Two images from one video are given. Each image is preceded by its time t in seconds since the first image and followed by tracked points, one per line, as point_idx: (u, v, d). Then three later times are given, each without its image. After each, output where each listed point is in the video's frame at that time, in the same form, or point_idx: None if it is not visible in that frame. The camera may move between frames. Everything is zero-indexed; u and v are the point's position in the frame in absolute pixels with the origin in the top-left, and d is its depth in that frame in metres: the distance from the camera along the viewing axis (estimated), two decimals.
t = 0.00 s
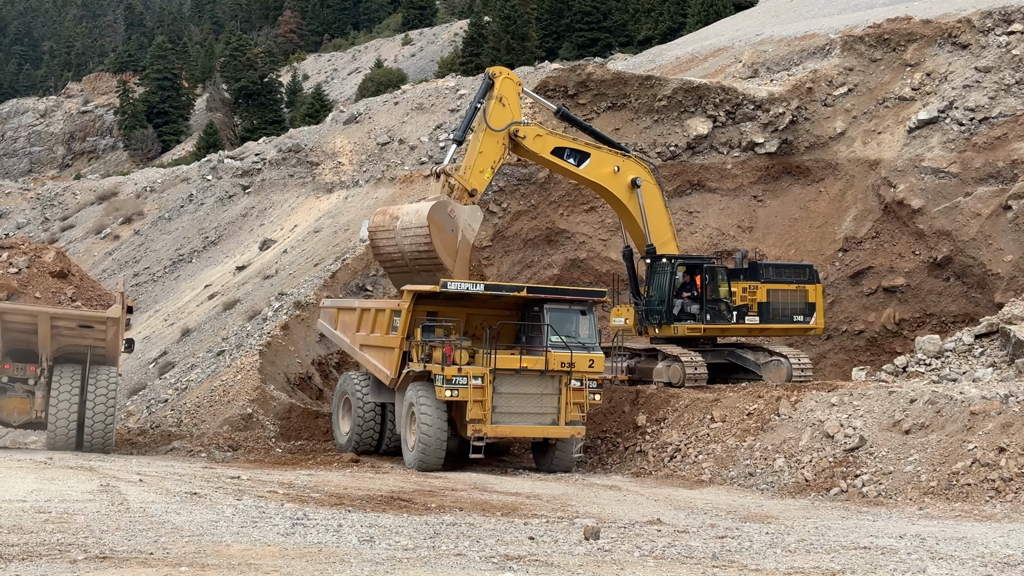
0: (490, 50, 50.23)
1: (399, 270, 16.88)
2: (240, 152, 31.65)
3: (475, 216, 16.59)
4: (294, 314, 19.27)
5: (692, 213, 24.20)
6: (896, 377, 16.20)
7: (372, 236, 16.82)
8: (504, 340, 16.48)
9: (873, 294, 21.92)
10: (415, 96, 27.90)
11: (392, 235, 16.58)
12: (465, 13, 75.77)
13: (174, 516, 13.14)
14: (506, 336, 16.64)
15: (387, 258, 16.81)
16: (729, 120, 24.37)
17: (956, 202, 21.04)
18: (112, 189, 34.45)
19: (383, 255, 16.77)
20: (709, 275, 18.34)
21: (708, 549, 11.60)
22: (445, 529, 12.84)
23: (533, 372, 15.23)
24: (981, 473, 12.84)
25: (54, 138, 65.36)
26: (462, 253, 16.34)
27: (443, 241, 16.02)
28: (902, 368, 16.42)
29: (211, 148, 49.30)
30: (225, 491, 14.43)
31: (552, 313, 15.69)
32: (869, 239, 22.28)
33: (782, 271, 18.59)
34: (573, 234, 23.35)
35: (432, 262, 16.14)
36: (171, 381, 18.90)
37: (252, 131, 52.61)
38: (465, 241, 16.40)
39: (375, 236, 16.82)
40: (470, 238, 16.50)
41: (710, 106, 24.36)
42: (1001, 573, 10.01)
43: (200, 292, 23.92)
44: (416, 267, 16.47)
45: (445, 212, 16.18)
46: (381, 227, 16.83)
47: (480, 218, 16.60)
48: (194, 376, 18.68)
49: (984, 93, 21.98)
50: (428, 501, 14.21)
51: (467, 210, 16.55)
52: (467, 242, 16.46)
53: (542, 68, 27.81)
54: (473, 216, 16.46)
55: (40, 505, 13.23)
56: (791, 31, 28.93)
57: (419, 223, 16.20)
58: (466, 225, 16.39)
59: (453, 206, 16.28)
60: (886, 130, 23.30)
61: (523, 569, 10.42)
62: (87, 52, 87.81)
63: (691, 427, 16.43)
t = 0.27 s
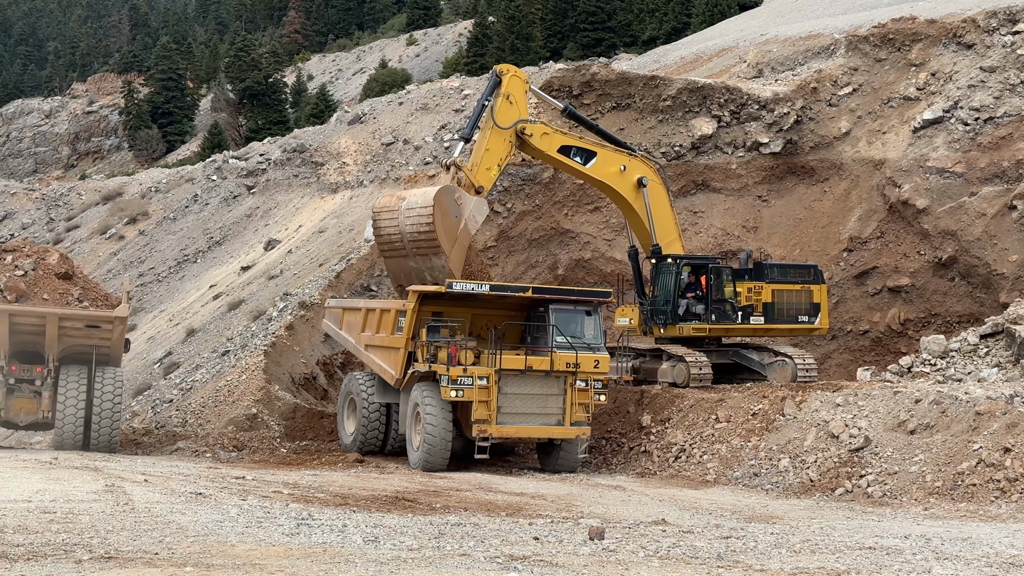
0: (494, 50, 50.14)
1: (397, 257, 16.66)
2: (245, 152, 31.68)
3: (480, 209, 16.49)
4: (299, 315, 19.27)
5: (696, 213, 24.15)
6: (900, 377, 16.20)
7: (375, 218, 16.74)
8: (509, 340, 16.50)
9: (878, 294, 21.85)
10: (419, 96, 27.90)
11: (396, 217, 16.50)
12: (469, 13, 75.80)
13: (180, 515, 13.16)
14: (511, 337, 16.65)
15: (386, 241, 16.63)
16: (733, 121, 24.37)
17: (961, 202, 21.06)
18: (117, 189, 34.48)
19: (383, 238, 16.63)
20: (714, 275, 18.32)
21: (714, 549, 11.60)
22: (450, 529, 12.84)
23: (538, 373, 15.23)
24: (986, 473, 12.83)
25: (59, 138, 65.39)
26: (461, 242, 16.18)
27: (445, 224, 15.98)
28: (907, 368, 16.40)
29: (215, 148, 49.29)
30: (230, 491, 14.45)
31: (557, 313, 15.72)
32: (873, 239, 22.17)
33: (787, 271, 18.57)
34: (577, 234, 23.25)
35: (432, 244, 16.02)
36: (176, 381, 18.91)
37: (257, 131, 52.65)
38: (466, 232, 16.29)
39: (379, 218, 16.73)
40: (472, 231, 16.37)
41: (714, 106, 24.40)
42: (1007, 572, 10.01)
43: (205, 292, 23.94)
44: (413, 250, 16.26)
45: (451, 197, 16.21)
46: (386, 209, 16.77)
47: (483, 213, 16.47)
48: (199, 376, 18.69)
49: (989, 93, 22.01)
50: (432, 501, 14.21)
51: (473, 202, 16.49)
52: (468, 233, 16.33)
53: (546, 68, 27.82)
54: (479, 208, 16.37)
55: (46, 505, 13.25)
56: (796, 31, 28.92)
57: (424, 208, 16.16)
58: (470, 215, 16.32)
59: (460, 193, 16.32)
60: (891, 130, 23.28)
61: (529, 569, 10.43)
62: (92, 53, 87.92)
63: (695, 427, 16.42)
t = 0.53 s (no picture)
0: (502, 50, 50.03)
1: (399, 241, 16.85)
2: (253, 152, 31.72)
3: (487, 201, 16.56)
4: (307, 315, 19.29)
5: (704, 213, 24.09)
6: (909, 377, 16.17)
7: (384, 200, 17.01)
8: (518, 340, 16.50)
9: (886, 294, 21.89)
10: (427, 97, 27.89)
11: (402, 200, 16.75)
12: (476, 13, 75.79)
13: (188, 515, 13.18)
14: (519, 337, 16.66)
15: (390, 224, 16.83)
16: (742, 121, 24.25)
17: (969, 202, 21.11)
18: (125, 189, 34.55)
19: (387, 220, 16.85)
20: (722, 275, 18.35)
21: (722, 549, 11.60)
22: (458, 530, 12.84)
23: (546, 373, 15.23)
24: (995, 473, 12.79)
25: (67, 139, 65.41)
26: (462, 230, 16.30)
27: (449, 209, 16.13)
28: (915, 368, 16.36)
29: (223, 148, 49.28)
30: (238, 491, 14.47)
31: (565, 314, 15.73)
32: (882, 239, 22.19)
33: (796, 271, 18.56)
34: (585, 234, 23.39)
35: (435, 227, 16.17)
36: (184, 381, 18.94)
37: (265, 132, 52.72)
38: (469, 221, 16.40)
39: (387, 201, 17.00)
40: (476, 222, 16.47)
41: (722, 106, 24.25)
42: (1016, 573, 10.00)
43: (213, 292, 23.97)
44: (415, 233, 16.44)
45: (458, 183, 16.36)
46: (395, 193, 17.04)
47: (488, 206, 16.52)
48: (207, 376, 18.72)
49: (998, 93, 21.97)
50: (440, 501, 14.21)
51: (481, 194, 16.58)
52: (471, 223, 16.45)
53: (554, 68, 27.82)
54: (485, 200, 16.45)
55: (54, 505, 13.28)
56: (804, 31, 28.88)
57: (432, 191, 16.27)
58: (475, 205, 16.41)
59: (469, 182, 16.46)
60: (899, 130, 23.24)
61: (536, 569, 10.42)
62: (101, 54, 88.10)
63: (703, 427, 16.41)
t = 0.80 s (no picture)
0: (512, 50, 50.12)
1: (407, 237, 16.97)
2: (263, 153, 31.78)
3: (492, 199, 16.44)
4: (317, 315, 19.34)
5: (715, 213, 23.98)
6: (919, 377, 16.19)
7: (393, 196, 17.14)
8: (528, 341, 16.51)
9: (898, 294, 21.74)
10: (437, 97, 27.92)
11: (409, 196, 16.89)
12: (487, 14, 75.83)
13: (199, 516, 13.21)
14: (529, 337, 16.65)
15: (398, 219, 16.93)
16: (753, 121, 24.21)
17: (981, 202, 21.13)
18: (136, 191, 34.62)
19: (394, 215, 16.93)
20: (731, 276, 18.36)
21: (732, 551, 11.59)
22: (469, 530, 12.85)
23: (556, 374, 15.22)
24: (1007, 474, 12.74)
25: (78, 139, 65.51)
26: (466, 226, 16.33)
27: (452, 203, 16.21)
28: (927, 368, 16.33)
29: (234, 149, 49.30)
30: (249, 492, 14.49)
31: (575, 314, 15.72)
32: (893, 240, 22.11)
33: (807, 271, 18.52)
34: (596, 234, 23.38)
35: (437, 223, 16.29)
36: (195, 382, 18.98)
37: (276, 133, 52.84)
38: (473, 217, 16.37)
39: (395, 196, 17.13)
40: (481, 218, 16.41)
41: (733, 106, 24.23)
42: None
43: (224, 293, 24.01)
44: (421, 229, 16.58)
45: (464, 179, 16.37)
46: (403, 189, 17.16)
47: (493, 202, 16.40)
48: (218, 376, 18.76)
49: (1010, 93, 21.94)
50: (451, 502, 14.22)
51: (486, 191, 16.49)
52: (475, 219, 16.41)
53: (564, 69, 27.84)
54: (490, 197, 16.36)
55: (66, 505, 13.32)
56: (816, 31, 28.85)
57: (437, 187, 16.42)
58: (479, 202, 16.35)
59: (474, 178, 16.43)
60: (910, 130, 23.20)
61: (545, 570, 10.41)
62: (113, 55, 88.29)
63: (714, 428, 16.40)
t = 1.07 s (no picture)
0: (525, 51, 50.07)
1: (415, 238, 18.07)
2: (275, 154, 31.82)
3: (494, 201, 16.70)
4: (331, 316, 19.38)
5: (728, 213, 23.94)
6: (933, 378, 16.11)
7: (401, 199, 18.30)
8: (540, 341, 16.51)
9: (911, 294, 21.71)
10: (450, 98, 27.95)
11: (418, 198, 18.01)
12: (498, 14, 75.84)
13: (213, 516, 13.24)
14: (541, 338, 16.64)
15: (407, 221, 18.06)
16: (765, 121, 24.17)
17: (995, 202, 21.03)
18: (150, 192, 34.70)
19: (404, 217, 18.07)
20: (742, 276, 18.24)
21: (746, 551, 11.58)
22: (482, 530, 12.84)
23: (568, 375, 15.20)
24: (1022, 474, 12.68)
25: (93, 140, 65.65)
26: (467, 227, 17.06)
27: (452, 205, 17.06)
28: (941, 369, 16.27)
29: (246, 150, 49.36)
30: (262, 492, 14.51)
31: (587, 314, 15.71)
32: (906, 239, 22.05)
33: (820, 272, 18.48)
34: (609, 235, 23.38)
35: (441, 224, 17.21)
36: (209, 382, 19.02)
37: (289, 134, 52.96)
38: (475, 218, 16.98)
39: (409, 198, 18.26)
40: (482, 219, 16.89)
41: (746, 106, 24.18)
42: None
43: (238, 293, 24.03)
44: (424, 231, 17.64)
45: (466, 181, 17.01)
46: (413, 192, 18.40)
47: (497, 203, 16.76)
48: (231, 377, 18.79)
49: None
50: (464, 502, 14.22)
51: (490, 193, 16.80)
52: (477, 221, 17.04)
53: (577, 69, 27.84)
54: (491, 199, 16.67)
55: (81, 505, 13.36)
56: (829, 30, 28.80)
57: (441, 189, 17.45)
58: (481, 204, 16.76)
59: (477, 180, 16.94)
60: (924, 130, 23.15)
61: (558, 571, 10.39)
62: (126, 57, 88.52)
63: (727, 428, 16.37)
